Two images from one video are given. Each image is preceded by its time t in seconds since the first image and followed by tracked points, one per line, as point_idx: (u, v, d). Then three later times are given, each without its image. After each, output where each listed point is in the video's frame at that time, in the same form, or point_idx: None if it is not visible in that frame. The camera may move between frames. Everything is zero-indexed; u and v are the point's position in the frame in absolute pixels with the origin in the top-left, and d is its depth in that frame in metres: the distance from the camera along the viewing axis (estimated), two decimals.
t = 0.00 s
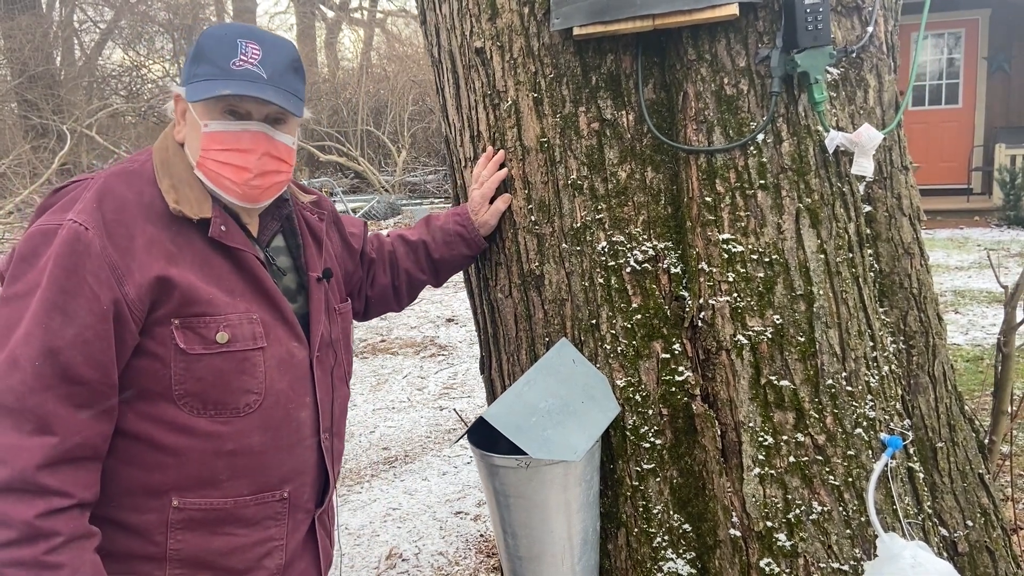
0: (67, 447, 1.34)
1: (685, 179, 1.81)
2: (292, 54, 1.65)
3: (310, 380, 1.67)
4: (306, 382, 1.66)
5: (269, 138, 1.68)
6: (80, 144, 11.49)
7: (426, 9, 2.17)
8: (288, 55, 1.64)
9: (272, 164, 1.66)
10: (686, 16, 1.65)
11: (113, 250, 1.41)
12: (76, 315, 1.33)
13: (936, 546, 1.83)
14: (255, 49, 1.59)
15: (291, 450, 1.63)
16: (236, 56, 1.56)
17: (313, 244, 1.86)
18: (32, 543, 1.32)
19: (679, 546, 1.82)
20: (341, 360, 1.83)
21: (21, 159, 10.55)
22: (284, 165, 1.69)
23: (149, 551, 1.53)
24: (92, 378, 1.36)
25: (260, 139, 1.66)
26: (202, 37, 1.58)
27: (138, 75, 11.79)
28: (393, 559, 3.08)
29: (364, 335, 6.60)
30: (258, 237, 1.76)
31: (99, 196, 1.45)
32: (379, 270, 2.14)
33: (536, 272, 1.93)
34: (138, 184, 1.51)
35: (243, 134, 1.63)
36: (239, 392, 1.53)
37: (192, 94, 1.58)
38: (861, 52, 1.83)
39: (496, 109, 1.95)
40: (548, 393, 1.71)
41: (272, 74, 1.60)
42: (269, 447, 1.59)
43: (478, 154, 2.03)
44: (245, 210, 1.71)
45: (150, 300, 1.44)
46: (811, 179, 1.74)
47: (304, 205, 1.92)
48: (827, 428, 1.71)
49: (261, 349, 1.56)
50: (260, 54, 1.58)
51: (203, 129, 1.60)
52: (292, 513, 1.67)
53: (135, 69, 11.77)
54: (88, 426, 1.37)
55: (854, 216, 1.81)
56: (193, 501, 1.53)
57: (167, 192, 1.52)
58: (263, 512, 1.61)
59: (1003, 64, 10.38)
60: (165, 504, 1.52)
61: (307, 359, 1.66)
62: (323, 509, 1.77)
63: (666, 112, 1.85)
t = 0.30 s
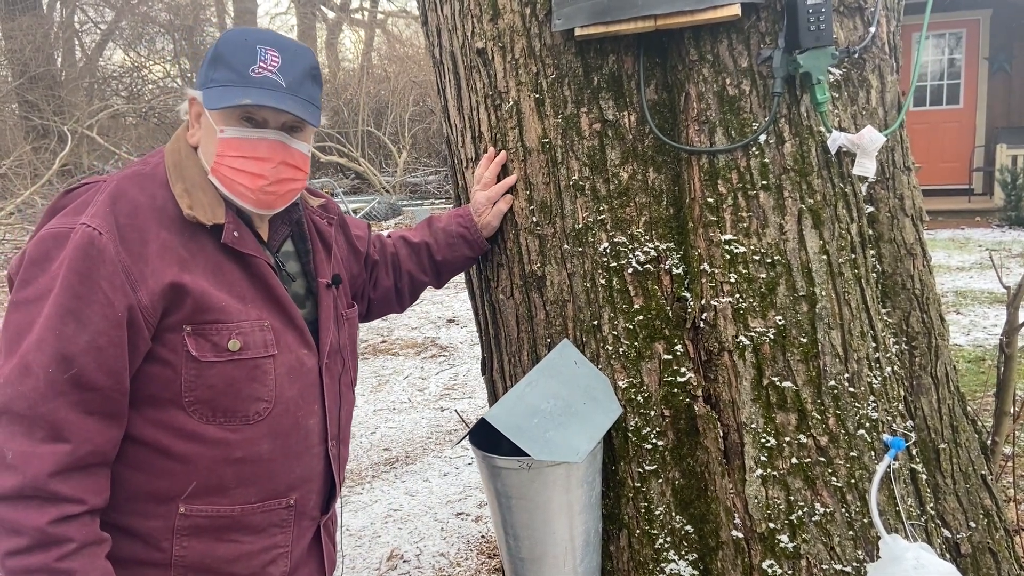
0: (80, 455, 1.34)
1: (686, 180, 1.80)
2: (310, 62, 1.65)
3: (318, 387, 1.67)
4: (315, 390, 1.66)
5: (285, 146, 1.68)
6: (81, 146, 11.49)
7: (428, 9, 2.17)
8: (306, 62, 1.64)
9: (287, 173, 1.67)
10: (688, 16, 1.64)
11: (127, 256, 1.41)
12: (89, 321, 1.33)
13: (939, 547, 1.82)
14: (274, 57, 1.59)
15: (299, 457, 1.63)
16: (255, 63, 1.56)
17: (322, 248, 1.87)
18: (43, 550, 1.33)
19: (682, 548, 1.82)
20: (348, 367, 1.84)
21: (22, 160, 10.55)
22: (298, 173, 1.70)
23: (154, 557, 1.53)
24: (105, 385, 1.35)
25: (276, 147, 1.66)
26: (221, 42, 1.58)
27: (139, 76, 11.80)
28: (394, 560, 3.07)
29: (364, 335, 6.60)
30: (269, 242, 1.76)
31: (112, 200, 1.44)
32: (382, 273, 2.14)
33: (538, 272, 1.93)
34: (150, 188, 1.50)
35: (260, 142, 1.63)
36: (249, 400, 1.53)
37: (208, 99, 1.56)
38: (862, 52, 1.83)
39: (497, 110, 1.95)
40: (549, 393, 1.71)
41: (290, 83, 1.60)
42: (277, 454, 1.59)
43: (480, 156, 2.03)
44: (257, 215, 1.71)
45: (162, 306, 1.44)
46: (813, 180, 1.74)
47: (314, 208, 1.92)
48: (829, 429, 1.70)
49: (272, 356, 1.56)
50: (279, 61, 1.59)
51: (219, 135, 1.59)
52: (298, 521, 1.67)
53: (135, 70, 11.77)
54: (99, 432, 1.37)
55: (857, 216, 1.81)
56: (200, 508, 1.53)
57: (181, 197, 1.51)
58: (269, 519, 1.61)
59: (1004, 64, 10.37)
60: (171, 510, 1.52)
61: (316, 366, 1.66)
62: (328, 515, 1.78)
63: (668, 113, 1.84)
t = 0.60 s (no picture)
0: (85, 456, 1.34)
1: (688, 181, 1.81)
2: (319, 67, 1.66)
3: (323, 389, 1.68)
4: (319, 392, 1.66)
5: (292, 150, 1.68)
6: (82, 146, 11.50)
7: (429, 10, 2.17)
8: (315, 66, 1.64)
9: (294, 176, 1.67)
10: (690, 17, 1.65)
11: (134, 257, 1.41)
12: (96, 322, 1.33)
13: (940, 548, 1.83)
14: (283, 60, 1.59)
15: (303, 460, 1.63)
16: (264, 66, 1.57)
17: (326, 250, 1.87)
18: (48, 552, 1.33)
19: (683, 548, 1.82)
20: (351, 369, 1.84)
21: (23, 160, 10.56)
22: (305, 177, 1.70)
23: (157, 559, 1.53)
24: (111, 385, 1.36)
25: (284, 151, 1.66)
26: (230, 45, 1.58)
27: (140, 77, 11.81)
28: (394, 561, 3.08)
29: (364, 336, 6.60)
30: (273, 244, 1.77)
31: (119, 201, 1.44)
32: (384, 274, 2.14)
33: (539, 273, 1.93)
34: (157, 189, 1.51)
35: (268, 145, 1.63)
36: (254, 402, 1.53)
37: (217, 101, 1.57)
38: (864, 53, 1.83)
39: (499, 111, 1.95)
40: (551, 394, 1.71)
41: (299, 86, 1.60)
42: (282, 457, 1.59)
43: (482, 157, 2.04)
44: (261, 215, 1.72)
45: (169, 307, 1.44)
46: (814, 180, 1.74)
47: (318, 211, 1.92)
48: (830, 429, 1.70)
49: (278, 358, 1.56)
50: (288, 65, 1.59)
51: (226, 137, 1.60)
52: (301, 523, 1.67)
53: (137, 70, 11.79)
54: (104, 434, 1.37)
55: (858, 217, 1.81)
56: (204, 510, 1.54)
57: (187, 199, 1.51)
58: (273, 522, 1.62)
59: (1004, 65, 10.37)
60: (175, 512, 1.53)
61: (320, 369, 1.67)
62: (331, 518, 1.78)
63: (669, 114, 1.84)
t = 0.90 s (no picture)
0: (87, 456, 1.35)
1: (689, 182, 1.81)
2: (321, 70, 1.66)
3: (323, 391, 1.68)
4: (320, 393, 1.67)
5: (294, 153, 1.68)
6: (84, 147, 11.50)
7: (431, 12, 2.18)
8: (317, 69, 1.65)
9: (296, 179, 1.67)
10: (691, 19, 1.65)
11: (136, 258, 1.42)
12: (98, 323, 1.34)
13: (940, 549, 1.83)
14: (286, 64, 1.60)
15: (303, 461, 1.64)
16: (266, 70, 1.57)
17: (328, 252, 1.87)
18: (51, 552, 1.33)
19: (684, 549, 1.83)
20: (352, 370, 1.84)
21: (25, 161, 10.57)
22: (308, 180, 1.71)
23: (158, 560, 1.54)
24: (113, 386, 1.36)
25: (286, 154, 1.66)
26: (233, 48, 1.59)
27: (142, 78, 11.82)
28: (395, 561, 3.08)
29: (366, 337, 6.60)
30: (275, 246, 1.78)
31: (121, 202, 1.45)
32: (386, 275, 2.14)
33: (540, 274, 1.94)
34: (159, 191, 1.51)
35: (270, 148, 1.63)
36: (255, 403, 1.54)
37: (220, 104, 1.58)
38: (864, 55, 1.83)
39: (500, 112, 1.96)
40: (551, 394, 1.72)
41: (301, 89, 1.61)
42: (282, 458, 1.60)
43: (483, 158, 2.04)
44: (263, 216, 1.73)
45: (171, 309, 1.45)
46: (815, 182, 1.75)
47: (321, 212, 1.92)
48: (831, 430, 1.71)
49: (278, 360, 1.57)
50: (291, 68, 1.60)
51: (229, 140, 1.60)
52: (301, 524, 1.68)
53: (138, 71, 11.80)
54: (106, 435, 1.38)
55: (859, 219, 1.81)
56: (205, 511, 1.54)
57: (190, 201, 1.52)
58: (273, 523, 1.62)
59: (1005, 66, 10.39)
60: (176, 513, 1.53)
61: (321, 370, 1.67)
62: (331, 519, 1.79)
63: (670, 116, 1.85)
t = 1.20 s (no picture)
0: (90, 456, 1.35)
1: (691, 184, 1.81)
2: (323, 71, 1.67)
3: (325, 392, 1.68)
4: (321, 394, 1.67)
5: (297, 154, 1.69)
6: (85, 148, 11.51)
7: (433, 13, 2.18)
8: (319, 70, 1.65)
9: (298, 179, 1.68)
10: (693, 21, 1.66)
11: (138, 259, 1.42)
12: (101, 323, 1.34)
13: (942, 550, 1.83)
14: (287, 64, 1.60)
15: (305, 462, 1.64)
16: (268, 70, 1.58)
17: (330, 254, 1.87)
18: (52, 551, 1.34)
19: (686, 550, 1.83)
20: (353, 371, 1.85)
21: (26, 162, 10.58)
22: (310, 180, 1.71)
23: (160, 560, 1.54)
24: (115, 387, 1.37)
25: (288, 154, 1.67)
26: (235, 49, 1.60)
27: (143, 79, 11.83)
28: (397, 562, 3.08)
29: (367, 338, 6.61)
30: (277, 247, 1.78)
31: (123, 202, 1.45)
32: (388, 276, 2.14)
33: (543, 275, 1.94)
34: (161, 191, 1.52)
35: (272, 149, 1.64)
36: (256, 404, 1.54)
37: (222, 105, 1.58)
38: (866, 57, 1.84)
39: (503, 114, 1.96)
40: (554, 396, 1.72)
41: (303, 90, 1.61)
42: (284, 459, 1.60)
43: (486, 159, 2.05)
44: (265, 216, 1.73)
45: (173, 309, 1.45)
46: (817, 184, 1.75)
47: (323, 213, 1.93)
48: (833, 431, 1.71)
49: (280, 361, 1.57)
50: (292, 69, 1.60)
51: (231, 141, 1.61)
52: (303, 525, 1.68)
53: (139, 72, 11.81)
54: (108, 435, 1.38)
55: (860, 220, 1.82)
56: (206, 511, 1.55)
57: (191, 201, 1.52)
58: (275, 523, 1.63)
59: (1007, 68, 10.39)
60: (178, 513, 1.54)
61: (322, 371, 1.67)
62: (332, 520, 1.79)
63: (673, 117, 1.85)
